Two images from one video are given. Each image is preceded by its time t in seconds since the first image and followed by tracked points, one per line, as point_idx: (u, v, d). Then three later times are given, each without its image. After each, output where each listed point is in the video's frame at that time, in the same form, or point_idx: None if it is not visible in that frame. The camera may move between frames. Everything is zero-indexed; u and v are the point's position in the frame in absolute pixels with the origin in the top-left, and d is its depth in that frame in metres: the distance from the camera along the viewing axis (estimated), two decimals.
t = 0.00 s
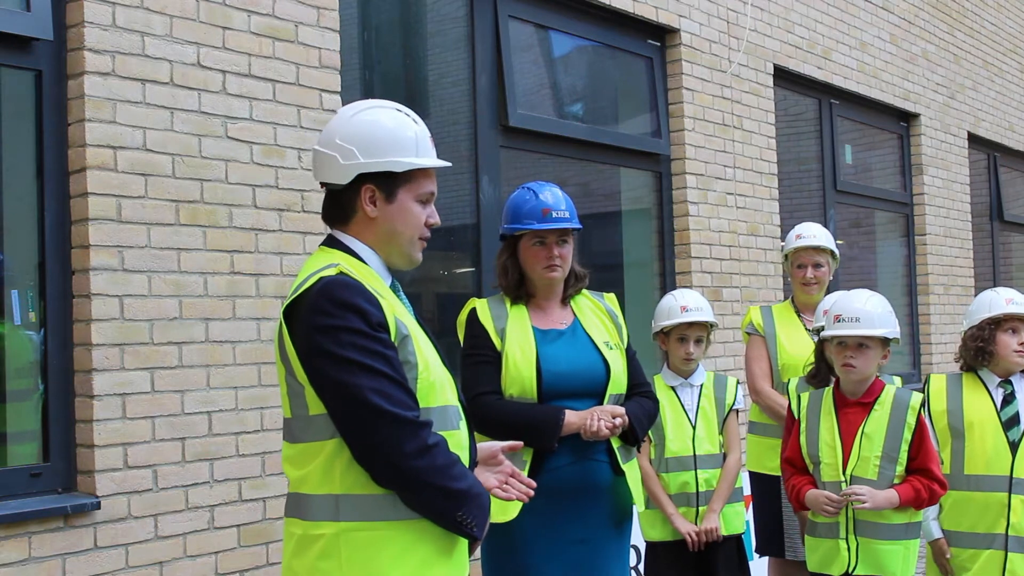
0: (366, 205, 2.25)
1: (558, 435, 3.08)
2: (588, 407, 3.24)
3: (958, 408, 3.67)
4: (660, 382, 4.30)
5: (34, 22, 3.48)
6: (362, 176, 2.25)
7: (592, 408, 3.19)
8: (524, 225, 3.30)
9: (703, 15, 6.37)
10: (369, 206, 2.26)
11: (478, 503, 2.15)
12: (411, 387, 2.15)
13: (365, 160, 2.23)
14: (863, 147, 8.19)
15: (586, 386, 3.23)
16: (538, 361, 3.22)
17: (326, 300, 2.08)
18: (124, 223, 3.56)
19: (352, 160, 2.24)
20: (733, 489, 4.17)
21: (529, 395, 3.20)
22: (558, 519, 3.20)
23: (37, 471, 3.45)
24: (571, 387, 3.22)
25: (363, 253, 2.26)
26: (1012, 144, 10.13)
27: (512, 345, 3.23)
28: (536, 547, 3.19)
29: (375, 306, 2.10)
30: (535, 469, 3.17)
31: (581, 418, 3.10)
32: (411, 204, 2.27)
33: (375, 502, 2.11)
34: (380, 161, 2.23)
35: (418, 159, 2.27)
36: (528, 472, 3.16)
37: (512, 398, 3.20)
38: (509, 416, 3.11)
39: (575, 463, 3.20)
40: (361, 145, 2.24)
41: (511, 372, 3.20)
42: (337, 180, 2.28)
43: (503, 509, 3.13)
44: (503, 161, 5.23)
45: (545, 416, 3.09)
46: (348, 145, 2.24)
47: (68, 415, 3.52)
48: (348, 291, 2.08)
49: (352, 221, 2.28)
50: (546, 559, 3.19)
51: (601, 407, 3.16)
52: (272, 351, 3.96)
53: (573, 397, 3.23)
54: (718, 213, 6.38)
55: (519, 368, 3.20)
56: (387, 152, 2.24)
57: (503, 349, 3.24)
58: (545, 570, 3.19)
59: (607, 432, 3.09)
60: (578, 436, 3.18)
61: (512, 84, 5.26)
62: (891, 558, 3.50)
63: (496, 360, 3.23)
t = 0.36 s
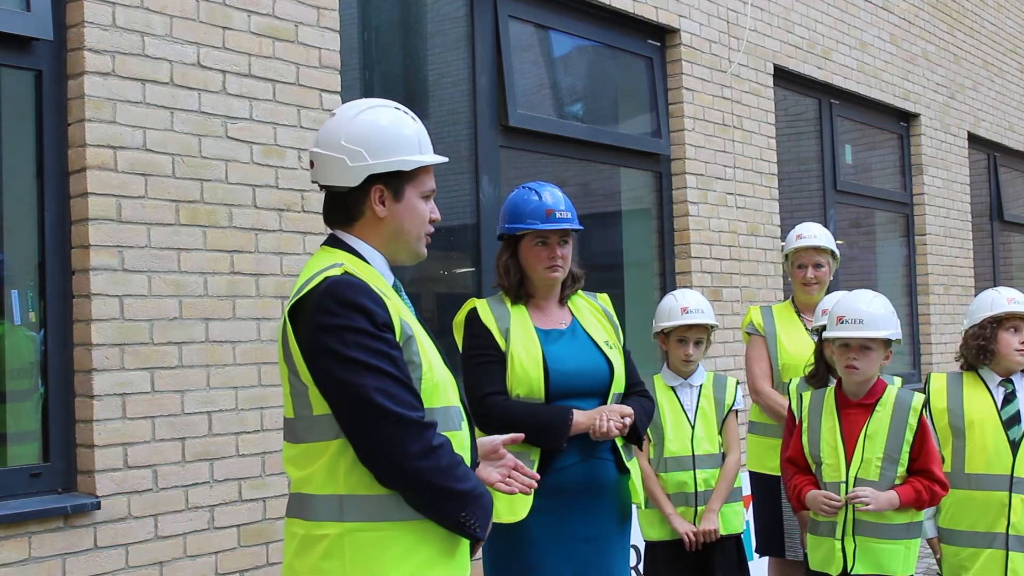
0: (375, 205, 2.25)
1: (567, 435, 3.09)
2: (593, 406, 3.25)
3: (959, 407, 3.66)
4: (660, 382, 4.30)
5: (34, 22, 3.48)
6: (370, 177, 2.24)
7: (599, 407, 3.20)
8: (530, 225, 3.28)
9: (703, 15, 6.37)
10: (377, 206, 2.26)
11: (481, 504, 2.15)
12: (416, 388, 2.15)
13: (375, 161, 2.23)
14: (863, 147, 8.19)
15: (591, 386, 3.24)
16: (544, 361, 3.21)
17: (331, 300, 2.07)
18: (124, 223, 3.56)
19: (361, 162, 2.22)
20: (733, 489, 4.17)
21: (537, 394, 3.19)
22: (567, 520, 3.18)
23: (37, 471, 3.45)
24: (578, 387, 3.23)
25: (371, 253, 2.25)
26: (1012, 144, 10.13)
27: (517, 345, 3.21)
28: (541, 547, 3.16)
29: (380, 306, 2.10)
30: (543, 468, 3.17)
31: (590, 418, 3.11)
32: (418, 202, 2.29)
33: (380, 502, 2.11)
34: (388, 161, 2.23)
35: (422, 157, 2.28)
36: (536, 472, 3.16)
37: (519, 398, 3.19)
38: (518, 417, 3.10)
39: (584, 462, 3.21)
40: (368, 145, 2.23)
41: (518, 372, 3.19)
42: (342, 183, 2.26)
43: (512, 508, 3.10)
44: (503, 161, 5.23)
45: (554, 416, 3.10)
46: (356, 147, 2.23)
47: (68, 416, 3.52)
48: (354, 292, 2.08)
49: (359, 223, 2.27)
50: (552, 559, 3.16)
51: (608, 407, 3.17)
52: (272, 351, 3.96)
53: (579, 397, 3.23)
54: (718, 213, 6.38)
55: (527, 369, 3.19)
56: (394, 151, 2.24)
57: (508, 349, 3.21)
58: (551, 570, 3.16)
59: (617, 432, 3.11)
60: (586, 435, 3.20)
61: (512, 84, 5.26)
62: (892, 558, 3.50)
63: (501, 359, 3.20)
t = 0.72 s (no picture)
0: (396, 207, 2.26)
1: (571, 434, 3.09)
2: (595, 405, 3.26)
3: (960, 408, 3.66)
4: (660, 382, 4.30)
5: (34, 22, 3.48)
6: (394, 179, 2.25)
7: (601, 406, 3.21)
8: (530, 225, 3.28)
9: (703, 15, 6.37)
10: (398, 208, 2.27)
11: (488, 495, 2.17)
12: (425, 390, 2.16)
13: (403, 163, 2.24)
14: (863, 147, 8.19)
15: (593, 385, 3.25)
16: (547, 360, 3.21)
17: (344, 300, 2.07)
18: (124, 223, 3.56)
19: (391, 164, 2.22)
20: (733, 490, 4.17)
21: (540, 393, 3.19)
22: (570, 518, 3.19)
23: (37, 471, 3.45)
24: (580, 386, 3.23)
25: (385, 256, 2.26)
26: (1012, 144, 10.13)
27: (518, 344, 3.21)
28: (544, 547, 3.16)
29: (392, 306, 2.11)
30: (547, 467, 3.17)
31: (594, 416, 3.11)
32: (429, 206, 2.33)
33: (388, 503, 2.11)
34: (414, 164, 2.25)
35: (436, 161, 2.32)
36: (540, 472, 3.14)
37: (522, 397, 3.19)
38: (524, 417, 3.09)
39: (587, 461, 3.21)
40: (396, 147, 2.23)
41: (521, 371, 3.18)
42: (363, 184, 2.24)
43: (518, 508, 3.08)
44: (503, 161, 5.23)
45: (559, 414, 3.09)
46: (385, 148, 2.22)
47: (68, 416, 3.52)
48: (366, 292, 2.08)
49: (377, 224, 2.27)
50: (555, 559, 3.16)
51: (611, 405, 3.16)
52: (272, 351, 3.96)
53: (581, 396, 3.24)
54: (718, 213, 6.38)
55: (529, 369, 3.18)
56: (416, 154, 2.27)
57: (509, 348, 3.21)
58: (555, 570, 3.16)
59: (622, 429, 3.11)
60: (591, 433, 3.20)
61: (512, 84, 5.26)
62: (890, 557, 3.50)
63: (503, 359, 3.20)
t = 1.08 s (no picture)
0: (407, 209, 2.27)
1: (572, 433, 3.08)
2: (595, 405, 3.25)
3: (960, 410, 3.66)
4: (660, 382, 4.30)
5: (34, 22, 3.48)
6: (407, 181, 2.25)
7: (602, 405, 3.21)
8: (532, 229, 3.27)
9: (703, 15, 6.38)
10: (408, 211, 2.27)
11: (490, 473, 2.19)
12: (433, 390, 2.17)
13: (417, 166, 2.24)
14: (863, 147, 8.19)
15: (594, 385, 3.25)
16: (548, 360, 3.21)
17: (360, 296, 2.06)
18: (124, 223, 3.56)
19: (406, 166, 2.22)
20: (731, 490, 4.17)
21: (540, 392, 3.19)
22: (572, 518, 3.19)
23: (37, 472, 3.44)
24: (580, 386, 3.23)
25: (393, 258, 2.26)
26: (1012, 144, 10.13)
27: (519, 344, 3.21)
28: (545, 547, 3.16)
29: (405, 303, 2.11)
30: (547, 467, 3.17)
31: (595, 415, 3.11)
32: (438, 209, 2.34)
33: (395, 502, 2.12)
34: (427, 167, 2.26)
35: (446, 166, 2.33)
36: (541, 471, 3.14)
37: (522, 397, 3.18)
38: (527, 416, 3.08)
39: (588, 460, 3.21)
40: (411, 150, 2.24)
41: (522, 371, 3.18)
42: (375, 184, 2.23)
43: (520, 508, 3.08)
44: (503, 161, 5.23)
45: (560, 413, 3.09)
46: (400, 151, 2.22)
47: (68, 416, 3.52)
48: (381, 290, 2.08)
49: (387, 225, 2.27)
50: (555, 559, 3.16)
51: (611, 404, 3.16)
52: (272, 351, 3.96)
53: (581, 395, 3.24)
54: (718, 213, 6.38)
55: (529, 368, 3.18)
56: (429, 158, 2.27)
57: (509, 348, 3.21)
58: (556, 570, 3.15)
59: (622, 428, 3.10)
60: (592, 432, 3.20)
61: (512, 84, 5.26)
62: (890, 557, 3.50)
63: (503, 358, 3.20)
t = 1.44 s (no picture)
0: (391, 204, 2.26)
1: (570, 434, 3.08)
2: (595, 406, 3.25)
3: (961, 412, 3.66)
4: (660, 382, 4.30)
5: (34, 22, 3.48)
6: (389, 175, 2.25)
7: (600, 407, 3.21)
8: (532, 229, 3.27)
9: (703, 15, 6.38)
10: (393, 206, 2.26)
11: (485, 470, 2.18)
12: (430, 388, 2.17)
13: (397, 159, 2.23)
14: (863, 147, 8.19)
15: (593, 386, 3.25)
16: (546, 360, 3.21)
17: (355, 293, 2.06)
18: (124, 223, 3.56)
19: (384, 158, 2.22)
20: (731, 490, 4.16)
21: (538, 393, 3.19)
22: (574, 518, 3.19)
23: (37, 471, 3.45)
24: (580, 387, 3.23)
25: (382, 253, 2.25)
26: (1012, 144, 10.13)
27: (516, 344, 3.21)
28: (544, 547, 3.16)
29: (401, 300, 2.10)
30: (547, 468, 3.17)
31: (591, 417, 3.11)
32: (427, 204, 2.32)
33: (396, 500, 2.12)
34: (409, 161, 2.24)
35: (435, 161, 2.31)
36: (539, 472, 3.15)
37: (520, 398, 3.18)
38: (525, 416, 3.08)
39: (586, 462, 3.21)
40: (390, 143, 2.23)
41: (520, 372, 3.18)
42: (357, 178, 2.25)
43: (516, 509, 3.10)
44: (503, 161, 5.23)
45: (558, 415, 3.09)
46: (378, 143, 2.22)
47: (68, 416, 3.52)
48: (376, 286, 2.07)
49: (373, 221, 2.27)
50: (555, 559, 3.16)
51: (609, 405, 3.16)
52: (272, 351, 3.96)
53: (580, 396, 3.24)
54: (718, 213, 6.38)
55: (528, 369, 3.18)
56: (413, 151, 2.25)
57: (508, 349, 3.21)
58: (555, 570, 3.16)
59: (620, 430, 3.10)
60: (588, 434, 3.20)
61: (512, 84, 5.26)
62: (889, 558, 3.50)
63: (501, 359, 3.20)
